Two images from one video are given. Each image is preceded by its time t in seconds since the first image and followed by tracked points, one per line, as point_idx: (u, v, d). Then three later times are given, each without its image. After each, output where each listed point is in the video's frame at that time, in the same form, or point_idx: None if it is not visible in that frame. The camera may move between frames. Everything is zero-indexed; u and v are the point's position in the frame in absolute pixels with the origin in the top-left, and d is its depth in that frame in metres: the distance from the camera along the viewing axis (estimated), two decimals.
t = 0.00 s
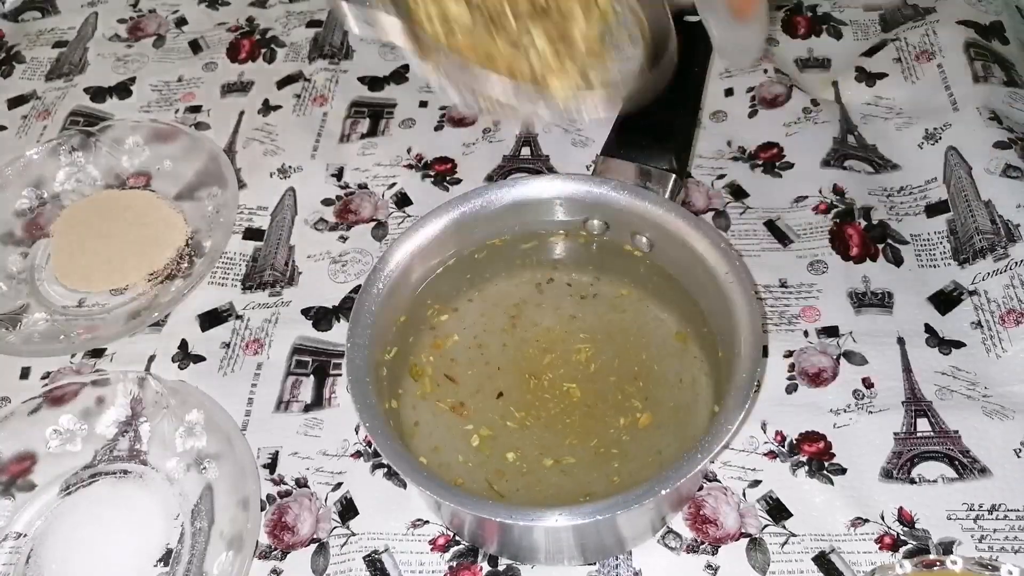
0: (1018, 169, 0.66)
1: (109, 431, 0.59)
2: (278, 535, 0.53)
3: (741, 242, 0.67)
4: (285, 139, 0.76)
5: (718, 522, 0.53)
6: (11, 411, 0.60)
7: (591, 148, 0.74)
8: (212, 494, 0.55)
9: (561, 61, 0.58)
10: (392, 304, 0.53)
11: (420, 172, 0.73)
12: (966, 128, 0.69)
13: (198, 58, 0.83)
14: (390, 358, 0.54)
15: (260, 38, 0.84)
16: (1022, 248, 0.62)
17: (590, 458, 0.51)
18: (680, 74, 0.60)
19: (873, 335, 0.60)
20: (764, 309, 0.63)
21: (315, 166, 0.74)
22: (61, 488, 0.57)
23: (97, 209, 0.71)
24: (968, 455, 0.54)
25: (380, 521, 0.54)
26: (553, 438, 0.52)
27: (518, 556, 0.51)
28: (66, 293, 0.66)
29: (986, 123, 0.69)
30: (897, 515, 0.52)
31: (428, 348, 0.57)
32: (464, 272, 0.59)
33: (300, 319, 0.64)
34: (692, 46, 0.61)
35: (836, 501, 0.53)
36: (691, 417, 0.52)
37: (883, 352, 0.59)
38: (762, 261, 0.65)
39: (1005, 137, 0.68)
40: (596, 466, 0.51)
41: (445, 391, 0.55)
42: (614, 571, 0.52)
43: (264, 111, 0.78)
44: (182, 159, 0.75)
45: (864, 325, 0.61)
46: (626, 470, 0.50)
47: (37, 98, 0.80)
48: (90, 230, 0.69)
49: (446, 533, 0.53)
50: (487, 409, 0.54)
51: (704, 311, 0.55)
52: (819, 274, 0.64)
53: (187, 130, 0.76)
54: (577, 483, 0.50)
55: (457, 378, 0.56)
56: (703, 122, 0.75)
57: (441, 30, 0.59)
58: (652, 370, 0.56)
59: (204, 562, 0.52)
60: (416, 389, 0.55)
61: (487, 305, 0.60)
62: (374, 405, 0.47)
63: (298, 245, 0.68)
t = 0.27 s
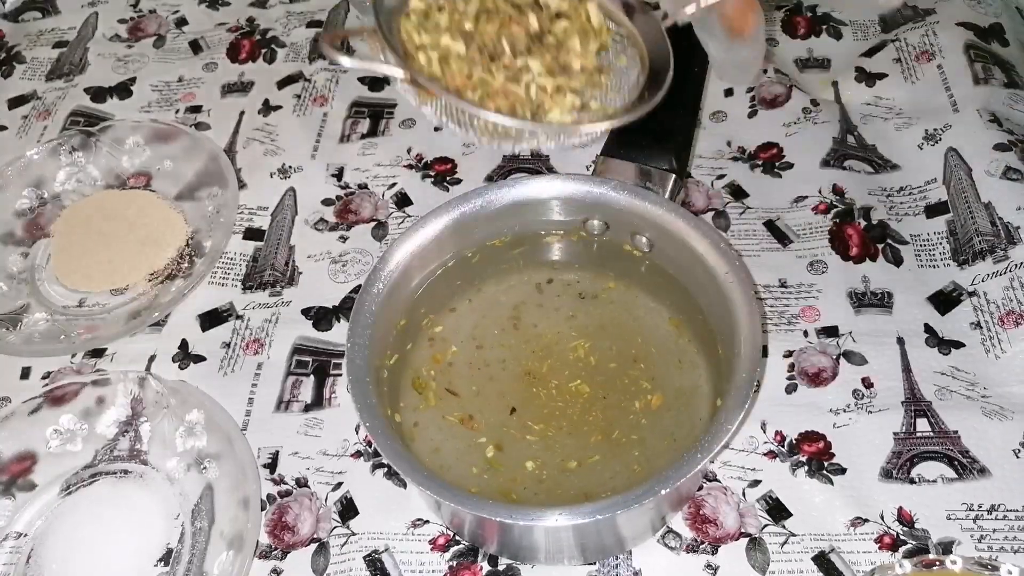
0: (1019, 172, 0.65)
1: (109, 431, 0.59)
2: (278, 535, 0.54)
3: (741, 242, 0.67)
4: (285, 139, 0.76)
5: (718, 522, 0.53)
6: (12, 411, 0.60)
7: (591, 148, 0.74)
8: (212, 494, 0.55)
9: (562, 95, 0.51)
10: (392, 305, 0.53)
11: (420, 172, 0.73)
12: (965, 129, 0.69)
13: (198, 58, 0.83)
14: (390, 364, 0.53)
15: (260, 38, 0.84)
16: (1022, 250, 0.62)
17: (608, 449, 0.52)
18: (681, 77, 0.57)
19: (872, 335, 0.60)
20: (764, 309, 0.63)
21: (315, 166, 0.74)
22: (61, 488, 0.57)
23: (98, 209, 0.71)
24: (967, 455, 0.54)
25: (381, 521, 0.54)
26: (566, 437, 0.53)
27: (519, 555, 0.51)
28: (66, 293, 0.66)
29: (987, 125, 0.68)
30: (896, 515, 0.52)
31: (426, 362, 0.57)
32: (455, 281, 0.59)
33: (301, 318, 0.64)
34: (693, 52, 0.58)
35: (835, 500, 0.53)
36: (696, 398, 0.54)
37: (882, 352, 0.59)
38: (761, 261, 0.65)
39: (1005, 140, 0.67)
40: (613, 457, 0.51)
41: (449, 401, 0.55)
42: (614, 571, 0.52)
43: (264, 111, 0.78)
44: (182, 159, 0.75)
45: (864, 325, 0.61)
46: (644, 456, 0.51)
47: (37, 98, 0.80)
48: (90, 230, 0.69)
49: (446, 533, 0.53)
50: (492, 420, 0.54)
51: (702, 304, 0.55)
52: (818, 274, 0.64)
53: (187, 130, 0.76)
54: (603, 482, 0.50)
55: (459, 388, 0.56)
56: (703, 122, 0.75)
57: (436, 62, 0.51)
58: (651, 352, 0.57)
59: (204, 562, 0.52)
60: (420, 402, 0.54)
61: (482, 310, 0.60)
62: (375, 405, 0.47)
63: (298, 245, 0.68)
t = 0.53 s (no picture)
0: (1019, 172, 0.67)
1: (109, 431, 0.59)
2: (278, 535, 0.53)
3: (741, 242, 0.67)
4: (285, 139, 0.76)
5: (718, 522, 0.53)
6: (11, 411, 0.60)
7: (591, 147, 0.74)
8: (212, 494, 0.55)
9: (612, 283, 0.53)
10: (393, 303, 0.54)
11: (420, 172, 0.73)
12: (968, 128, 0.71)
13: (198, 58, 0.83)
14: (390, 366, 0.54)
15: (260, 38, 0.84)
16: (1022, 249, 0.63)
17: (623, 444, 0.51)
18: (677, 71, 0.59)
19: (872, 335, 0.60)
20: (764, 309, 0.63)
21: (315, 166, 0.74)
22: (61, 488, 0.57)
23: (97, 209, 0.71)
24: (968, 455, 0.54)
25: (380, 521, 0.54)
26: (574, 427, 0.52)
27: (519, 555, 0.51)
28: (66, 293, 0.66)
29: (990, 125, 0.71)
30: (897, 515, 0.52)
31: (424, 370, 0.55)
32: (445, 284, 0.58)
33: (300, 319, 0.64)
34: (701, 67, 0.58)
35: (835, 500, 0.53)
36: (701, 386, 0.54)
37: (883, 352, 0.59)
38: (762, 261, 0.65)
39: (1006, 140, 0.69)
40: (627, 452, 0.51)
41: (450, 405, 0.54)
42: (613, 571, 0.52)
43: (264, 111, 0.78)
44: (182, 158, 0.75)
45: (864, 325, 0.61)
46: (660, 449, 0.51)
47: (37, 98, 0.80)
48: (89, 230, 0.69)
49: (446, 533, 0.53)
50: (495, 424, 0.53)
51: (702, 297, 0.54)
52: (819, 274, 0.64)
53: (187, 130, 0.76)
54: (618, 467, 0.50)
55: (460, 396, 0.54)
56: (703, 122, 0.75)
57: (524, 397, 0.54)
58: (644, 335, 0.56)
59: (204, 562, 0.52)
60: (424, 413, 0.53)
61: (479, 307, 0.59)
62: (376, 404, 0.47)
63: (298, 245, 0.68)
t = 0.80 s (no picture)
0: (1020, 171, 0.67)
1: (109, 431, 0.59)
2: (278, 535, 0.53)
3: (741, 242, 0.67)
4: (285, 139, 0.76)
5: (718, 522, 0.53)
6: (11, 411, 0.59)
7: (591, 147, 0.74)
8: (212, 494, 0.55)
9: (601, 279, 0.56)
10: (392, 304, 0.53)
11: (420, 172, 0.73)
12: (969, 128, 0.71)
13: (198, 58, 0.83)
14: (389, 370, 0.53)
15: (259, 37, 0.84)
16: (1022, 249, 0.63)
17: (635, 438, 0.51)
18: (677, 71, 0.59)
19: (873, 335, 0.60)
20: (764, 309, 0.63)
21: (315, 166, 0.74)
22: (61, 488, 0.57)
23: (97, 208, 0.71)
24: (968, 455, 0.54)
25: (380, 521, 0.54)
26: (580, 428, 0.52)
27: (518, 555, 0.51)
28: (66, 293, 0.66)
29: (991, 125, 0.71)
30: (897, 515, 0.52)
31: (424, 383, 0.55)
32: (443, 288, 0.58)
33: (300, 319, 0.64)
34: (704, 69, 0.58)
35: (836, 501, 0.53)
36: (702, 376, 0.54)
37: (883, 352, 0.59)
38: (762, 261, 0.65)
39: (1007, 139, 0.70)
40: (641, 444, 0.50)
41: (453, 411, 0.53)
42: (614, 571, 0.52)
43: (264, 111, 0.78)
44: (182, 158, 0.75)
45: (864, 325, 0.61)
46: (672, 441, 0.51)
47: (37, 98, 0.80)
48: (89, 230, 0.69)
49: (446, 533, 0.53)
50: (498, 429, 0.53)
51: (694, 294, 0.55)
52: (819, 274, 0.64)
53: (187, 130, 0.76)
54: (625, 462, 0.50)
55: (462, 408, 0.54)
56: (703, 122, 0.75)
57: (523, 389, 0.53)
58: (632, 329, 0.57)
59: (204, 562, 0.52)
60: (426, 423, 0.53)
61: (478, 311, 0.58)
62: (375, 404, 0.47)
63: (298, 245, 0.68)
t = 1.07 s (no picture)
0: (1020, 171, 0.67)
1: (109, 431, 0.59)
2: (278, 536, 0.53)
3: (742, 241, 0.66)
4: (285, 139, 0.76)
5: (718, 522, 0.53)
6: (11, 411, 0.59)
7: (591, 147, 0.74)
8: (212, 494, 0.55)
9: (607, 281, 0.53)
10: (392, 305, 0.53)
11: (420, 172, 0.73)
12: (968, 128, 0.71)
13: (198, 58, 0.83)
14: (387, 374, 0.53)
15: (259, 37, 0.84)
16: (1022, 249, 0.63)
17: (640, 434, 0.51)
18: (676, 71, 0.59)
19: (873, 335, 0.60)
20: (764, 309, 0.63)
21: (315, 166, 0.74)
22: (61, 488, 0.57)
23: (97, 208, 0.71)
24: (968, 455, 0.53)
25: (380, 521, 0.54)
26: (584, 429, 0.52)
27: (518, 556, 0.51)
28: (66, 293, 0.66)
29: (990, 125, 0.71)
30: (897, 515, 0.52)
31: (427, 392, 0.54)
32: (440, 292, 0.58)
33: (300, 319, 0.64)
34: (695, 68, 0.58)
35: (836, 501, 0.53)
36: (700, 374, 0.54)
37: (883, 352, 0.59)
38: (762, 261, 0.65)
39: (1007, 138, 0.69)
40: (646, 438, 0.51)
41: (456, 417, 0.53)
42: (614, 571, 0.51)
43: (264, 111, 0.78)
44: (182, 158, 0.75)
45: (864, 325, 0.61)
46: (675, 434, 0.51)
47: (37, 98, 0.80)
48: (89, 230, 0.69)
49: (446, 533, 0.53)
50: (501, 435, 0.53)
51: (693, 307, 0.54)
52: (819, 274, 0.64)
53: (187, 130, 0.76)
54: (630, 458, 0.50)
55: (467, 418, 0.53)
56: (703, 122, 0.75)
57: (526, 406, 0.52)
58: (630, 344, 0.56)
59: (204, 562, 0.52)
60: (432, 433, 0.52)
61: (478, 314, 0.58)
62: (374, 403, 0.47)
63: (298, 245, 0.68)
